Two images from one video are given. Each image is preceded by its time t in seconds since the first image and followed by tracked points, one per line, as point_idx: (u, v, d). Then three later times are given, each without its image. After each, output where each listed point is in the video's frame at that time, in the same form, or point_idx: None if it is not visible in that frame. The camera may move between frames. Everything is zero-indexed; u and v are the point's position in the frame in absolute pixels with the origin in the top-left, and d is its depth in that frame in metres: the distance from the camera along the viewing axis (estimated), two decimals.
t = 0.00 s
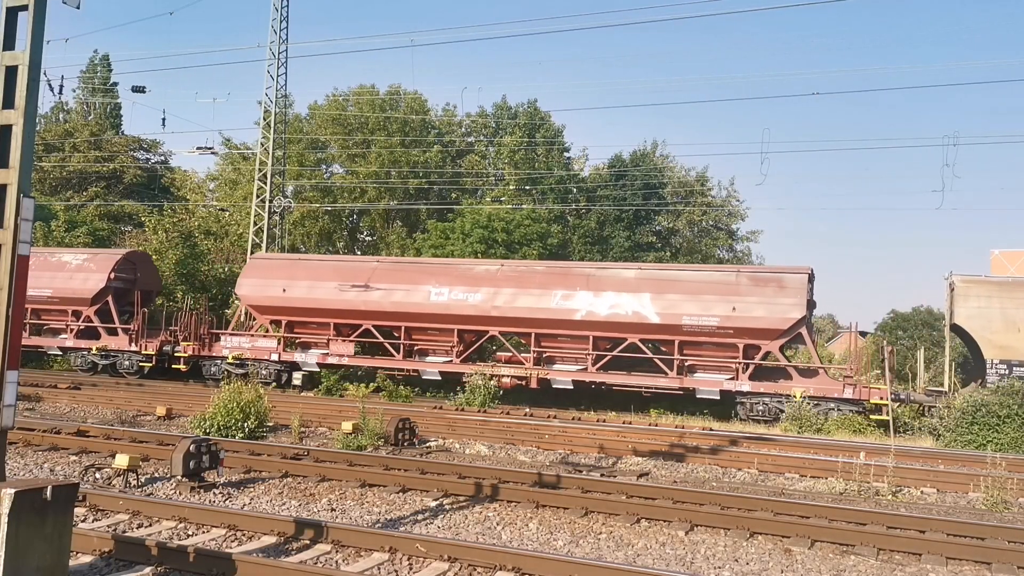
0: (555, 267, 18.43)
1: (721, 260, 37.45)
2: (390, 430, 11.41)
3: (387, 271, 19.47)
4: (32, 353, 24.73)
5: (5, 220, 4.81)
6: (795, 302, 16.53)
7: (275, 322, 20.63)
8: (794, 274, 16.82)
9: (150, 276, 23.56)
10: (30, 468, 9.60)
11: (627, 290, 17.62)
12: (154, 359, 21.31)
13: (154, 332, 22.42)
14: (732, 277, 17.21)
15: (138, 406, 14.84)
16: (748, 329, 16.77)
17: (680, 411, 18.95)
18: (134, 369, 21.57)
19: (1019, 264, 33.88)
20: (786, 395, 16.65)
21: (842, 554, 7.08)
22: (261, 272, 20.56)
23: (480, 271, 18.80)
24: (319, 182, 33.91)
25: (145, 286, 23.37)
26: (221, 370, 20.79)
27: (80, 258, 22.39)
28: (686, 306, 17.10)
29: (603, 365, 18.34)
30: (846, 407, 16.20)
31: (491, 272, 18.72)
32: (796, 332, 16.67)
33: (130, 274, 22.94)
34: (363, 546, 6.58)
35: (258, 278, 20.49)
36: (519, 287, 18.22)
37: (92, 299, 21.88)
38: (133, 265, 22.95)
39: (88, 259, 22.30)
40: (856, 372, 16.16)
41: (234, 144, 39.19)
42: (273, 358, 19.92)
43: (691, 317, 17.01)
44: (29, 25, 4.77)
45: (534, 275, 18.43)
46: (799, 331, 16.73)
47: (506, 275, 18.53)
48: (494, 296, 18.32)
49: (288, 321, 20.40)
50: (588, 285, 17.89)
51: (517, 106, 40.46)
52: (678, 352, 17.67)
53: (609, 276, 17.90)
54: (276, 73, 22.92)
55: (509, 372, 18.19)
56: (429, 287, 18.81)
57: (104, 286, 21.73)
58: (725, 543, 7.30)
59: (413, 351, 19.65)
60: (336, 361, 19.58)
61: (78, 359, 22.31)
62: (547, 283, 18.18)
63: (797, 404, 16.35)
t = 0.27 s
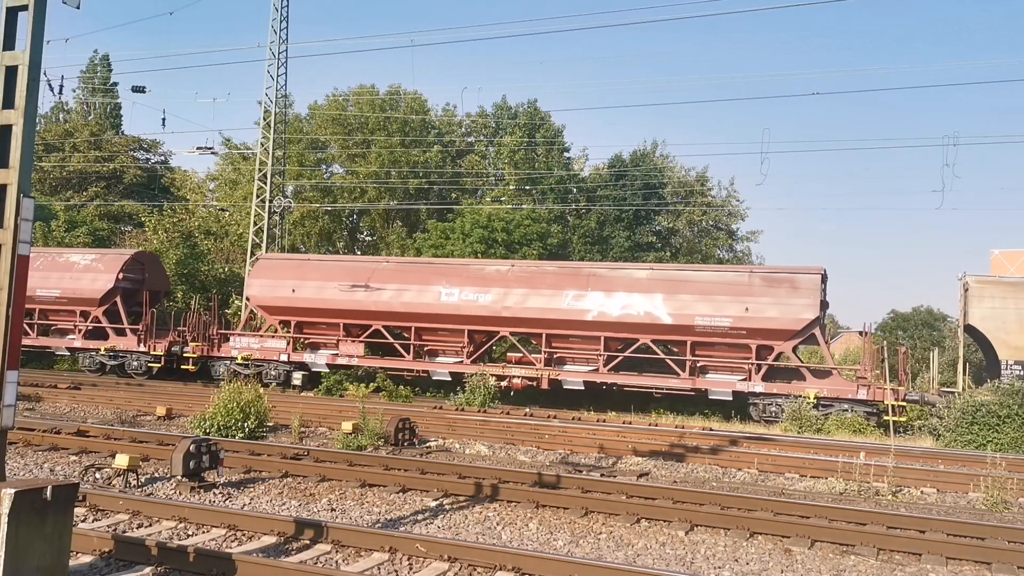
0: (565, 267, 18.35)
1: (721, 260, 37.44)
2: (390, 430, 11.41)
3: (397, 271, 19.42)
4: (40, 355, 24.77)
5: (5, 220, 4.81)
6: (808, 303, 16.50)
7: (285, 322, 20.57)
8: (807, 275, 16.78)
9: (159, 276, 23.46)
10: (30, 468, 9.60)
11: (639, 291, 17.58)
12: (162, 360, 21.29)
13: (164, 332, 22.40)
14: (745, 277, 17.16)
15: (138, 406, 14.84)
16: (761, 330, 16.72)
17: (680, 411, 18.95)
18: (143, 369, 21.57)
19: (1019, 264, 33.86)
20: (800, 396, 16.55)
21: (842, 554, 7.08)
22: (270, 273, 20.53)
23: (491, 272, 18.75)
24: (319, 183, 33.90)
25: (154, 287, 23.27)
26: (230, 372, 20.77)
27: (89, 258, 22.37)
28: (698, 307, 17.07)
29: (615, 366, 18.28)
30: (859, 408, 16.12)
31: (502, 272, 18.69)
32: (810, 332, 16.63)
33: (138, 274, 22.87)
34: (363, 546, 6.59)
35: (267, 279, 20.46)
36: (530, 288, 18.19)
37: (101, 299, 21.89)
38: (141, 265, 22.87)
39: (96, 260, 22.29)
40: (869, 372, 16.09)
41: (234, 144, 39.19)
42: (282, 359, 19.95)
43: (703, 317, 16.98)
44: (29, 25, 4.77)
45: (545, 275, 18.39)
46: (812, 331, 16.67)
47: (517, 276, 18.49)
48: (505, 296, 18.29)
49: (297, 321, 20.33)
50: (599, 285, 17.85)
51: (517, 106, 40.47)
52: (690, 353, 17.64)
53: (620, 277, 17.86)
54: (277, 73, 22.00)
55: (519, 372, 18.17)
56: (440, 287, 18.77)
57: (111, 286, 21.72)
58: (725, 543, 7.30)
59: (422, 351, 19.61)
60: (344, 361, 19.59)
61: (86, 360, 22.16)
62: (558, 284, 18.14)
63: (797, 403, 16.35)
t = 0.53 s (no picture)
0: (575, 268, 18.43)
1: (721, 260, 37.43)
2: (390, 430, 11.41)
3: (406, 271, 19.41)
4: (46, 356, 24.85)
5: (5, 220, 4.81)
6: (820, 303, 16.44)
7: (293, 322, 20.52)
8: (820, 275, 16.72)
9: (166, 276, 23.42)
10: (30, 468, 9.60)
11: (650, 291, 17.54)
12: (170, 360, 21.29)
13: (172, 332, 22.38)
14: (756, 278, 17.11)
15: (138, 406, 14.84)
16: (773, 331, 16.64)
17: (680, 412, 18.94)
18: (151, 370, 21.57)
19: (1019, 264, 33.85)
20: (812, 397, 16.44)
21: (842, 554, 7.08)
22: (279, 273, 20.51)
23: (501, 272, 18.73)
24: (319, 183, 33.89)
25: (161, 287, 23.23)
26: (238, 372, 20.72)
27: (96, 259, 22.37)
28: (709, 307, 17.01)
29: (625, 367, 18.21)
30: (872, 409, 16.01)
31: (511, 272, 18.68)
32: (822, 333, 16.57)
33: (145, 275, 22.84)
34: (363, 546, 6.58)
35: (275, 279, 20.42)
36: (540, 289, 18.16)
37: (108, 300, 21.84)
38: (149, 265, 22.85)
39: (104, 260, 22.28)
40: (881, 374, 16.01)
41: (233, 143, 39.20)
42: (291, 359, 19.86)
43: (714, 318, 16.93)
44: (29, 25, 4.77)
45: (554, 275, 18.38)
46: (825, 332, 16.61)
47: (526, 276, 18.48)
48: (515, 296, 18.28)
49: (306, 322, 20.25)
50: (609, 286, 17.82)
51: (517, 106, 40.48)
52: (701, 354, 17.58)
53: (631, 277, 17.83)
54: (277, 73, 21.67)
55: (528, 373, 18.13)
56: (449, 288, 18.74)
57: (119, 286, 21.69)
58: (725, 543, 7.30)
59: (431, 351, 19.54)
60: (354, 362, 19.57)
61: (94, 361, 22.18)
62: (568, 284, 18.11)
63: (797, 403, 16.32)
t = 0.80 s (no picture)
0: (583, 268, 18.42)
1: (721, 260, 37.41)
2: (390, 430, 11.41)
3: (413, 272, 19.38)
4: (49, 356, 24.89)
5: (5, 220, 4.81)
6: (830, 304, 16.37)
7: (299, 323, 20.49)
8: (829, 275, 16.68)
9: (171, 276, 23.48)
10: (30, 468, 9.60)
11: (659, 291, 17.52)
12: (177, 361, 21.32)
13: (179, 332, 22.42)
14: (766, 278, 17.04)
15: (138, 406, 14.84)
16: (784, 331, 16.60)
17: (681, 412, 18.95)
18: (157, 370, 21.63)
19: (1019, 264, 33.87)
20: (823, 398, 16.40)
21: (842, 554, 7.08)
22: (285, 273, 20.48)
23: (509, 273, 18.70)
24: (319, 183, 33.89)
25: (167, 287, 23.28)
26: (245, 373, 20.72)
27: (101, 259, 22.35)
28: (718, 308, 16.95)
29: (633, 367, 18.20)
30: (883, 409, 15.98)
31: (520, 272, 18.66)
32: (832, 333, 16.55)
33: (152, 274, 22.86)
34: (363, 546, 6.58)
35: (282, 279, 20.38)
36: (548, 289, 18.13)
37: (115, 300, 21.86)
38: (155, 265, 22.88)
39: (110, 260, 22.27)
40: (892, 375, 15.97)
41: (233, 143, 39.19)
42: (298, 359, 19.88)
43: (724, 318, 16.89)
44: (29, 25, 4.77)
45: (563, 276, 18.36)
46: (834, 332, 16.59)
47: (535, 276, 18.46)
48: (523, 297, 18.26)
49: (313, 321, 20.24)
50: (618, 286, 17.79)
51: (517, 106, 40.50)
52: (710, 354, 17.55)
53: (640, 277, 17.79)
54: (277, 73, 21.95)
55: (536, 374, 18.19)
56: (457, 288, 18.71)
57: (126, 287, 21.68)
58: (725, 543, 7.30)
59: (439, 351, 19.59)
60: (361, 362, 19.60)
61: (100, 361, 22.19)
62: (576, 285, 18.09)
63: (797, 404, 16.34)
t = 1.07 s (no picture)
0: (591, 268, 18.42)
1: (721, 260, 37.39)
2: (390, 430, 11.41)
3: (420, 272, 19.38)
4: (50, 356, 24.87)
5: (5, 220, 4.81)
6: (839, 304, 16.35)
7: (306, 323, 20.47)
8: (837, 275, 16.65)
9: (177, 277, 23.49)
10: (30, 468, 9.60)
11: (667, 292, 17.52)
12: (183, 361, 21.27)
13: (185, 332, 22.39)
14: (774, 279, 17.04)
15: (138, 406, 14.84)
16: (792, 332, 16.58)
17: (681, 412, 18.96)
18: (163, 370, 21.59)
19: (1019, 264, 33.86)
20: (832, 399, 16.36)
21: (842, 554, 7.08)
22: (291, 273, 20.46)
23: (516, 273, 18.72)
24: (319, 182, 33.89)
25: (172, 287, 23.28)
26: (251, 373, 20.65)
27: (107, 259, 22.38)
28: (727, 308, 16.95)
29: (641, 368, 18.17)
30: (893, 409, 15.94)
31: (527, 273, 18.67)
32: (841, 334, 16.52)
33: (157, 275, 22.85)
34: (363, 546, 6.58)
35: (288, 279, 20.36)
36: (556, 289, 18.14)
37: (121, 301, 21.83)
38: (161, 265, 22.88)
39: (115, 260, 22.27)
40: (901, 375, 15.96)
41: (233, 144, 39.18)
42: (304, 359, 19.84)
43: (732, 319, 16.89)
44: (29, 25, 4.77)
45: (570, 276, 18.37)
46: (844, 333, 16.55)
47: (542, 276, 18.47)
48: (530, 297, 18.27)
49: (319, 322, 20.23)
50: (626, 286, 17.80)
51: (517, 106, 40.53)
52: (718, 355, 17.53)
53: (647, 278, 17.79)
54: (276, 73, 22.79)
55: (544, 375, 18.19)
56: (464, 288, 18.73)
57: (131, 286, 21.67)
58: (725, 543, 7.30)
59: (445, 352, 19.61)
60: (368, 362, 19.56)
61: (105, 362, 22.16)
62: (584, 285, 18.10)
63: (797, 403, 16.36)
